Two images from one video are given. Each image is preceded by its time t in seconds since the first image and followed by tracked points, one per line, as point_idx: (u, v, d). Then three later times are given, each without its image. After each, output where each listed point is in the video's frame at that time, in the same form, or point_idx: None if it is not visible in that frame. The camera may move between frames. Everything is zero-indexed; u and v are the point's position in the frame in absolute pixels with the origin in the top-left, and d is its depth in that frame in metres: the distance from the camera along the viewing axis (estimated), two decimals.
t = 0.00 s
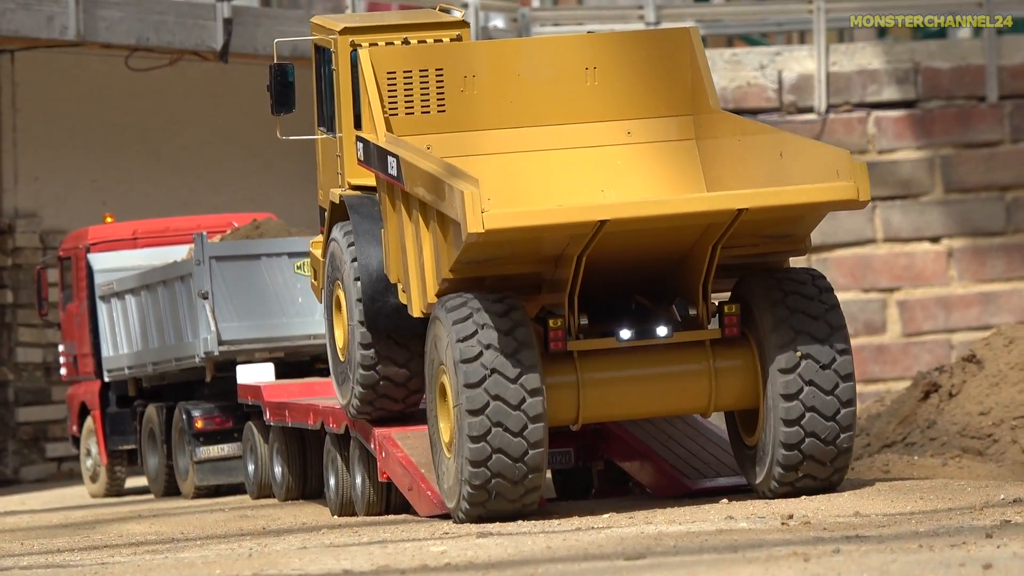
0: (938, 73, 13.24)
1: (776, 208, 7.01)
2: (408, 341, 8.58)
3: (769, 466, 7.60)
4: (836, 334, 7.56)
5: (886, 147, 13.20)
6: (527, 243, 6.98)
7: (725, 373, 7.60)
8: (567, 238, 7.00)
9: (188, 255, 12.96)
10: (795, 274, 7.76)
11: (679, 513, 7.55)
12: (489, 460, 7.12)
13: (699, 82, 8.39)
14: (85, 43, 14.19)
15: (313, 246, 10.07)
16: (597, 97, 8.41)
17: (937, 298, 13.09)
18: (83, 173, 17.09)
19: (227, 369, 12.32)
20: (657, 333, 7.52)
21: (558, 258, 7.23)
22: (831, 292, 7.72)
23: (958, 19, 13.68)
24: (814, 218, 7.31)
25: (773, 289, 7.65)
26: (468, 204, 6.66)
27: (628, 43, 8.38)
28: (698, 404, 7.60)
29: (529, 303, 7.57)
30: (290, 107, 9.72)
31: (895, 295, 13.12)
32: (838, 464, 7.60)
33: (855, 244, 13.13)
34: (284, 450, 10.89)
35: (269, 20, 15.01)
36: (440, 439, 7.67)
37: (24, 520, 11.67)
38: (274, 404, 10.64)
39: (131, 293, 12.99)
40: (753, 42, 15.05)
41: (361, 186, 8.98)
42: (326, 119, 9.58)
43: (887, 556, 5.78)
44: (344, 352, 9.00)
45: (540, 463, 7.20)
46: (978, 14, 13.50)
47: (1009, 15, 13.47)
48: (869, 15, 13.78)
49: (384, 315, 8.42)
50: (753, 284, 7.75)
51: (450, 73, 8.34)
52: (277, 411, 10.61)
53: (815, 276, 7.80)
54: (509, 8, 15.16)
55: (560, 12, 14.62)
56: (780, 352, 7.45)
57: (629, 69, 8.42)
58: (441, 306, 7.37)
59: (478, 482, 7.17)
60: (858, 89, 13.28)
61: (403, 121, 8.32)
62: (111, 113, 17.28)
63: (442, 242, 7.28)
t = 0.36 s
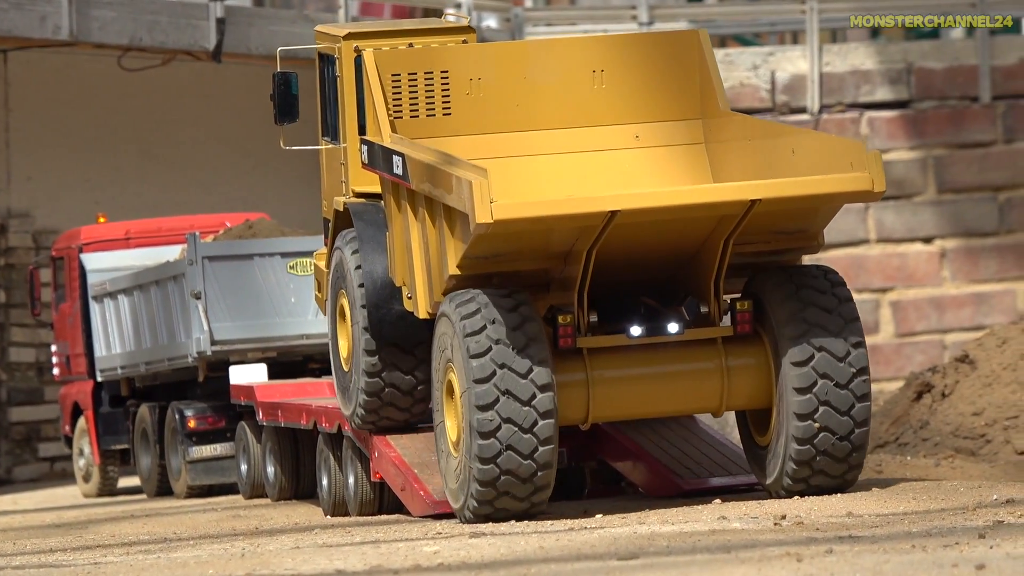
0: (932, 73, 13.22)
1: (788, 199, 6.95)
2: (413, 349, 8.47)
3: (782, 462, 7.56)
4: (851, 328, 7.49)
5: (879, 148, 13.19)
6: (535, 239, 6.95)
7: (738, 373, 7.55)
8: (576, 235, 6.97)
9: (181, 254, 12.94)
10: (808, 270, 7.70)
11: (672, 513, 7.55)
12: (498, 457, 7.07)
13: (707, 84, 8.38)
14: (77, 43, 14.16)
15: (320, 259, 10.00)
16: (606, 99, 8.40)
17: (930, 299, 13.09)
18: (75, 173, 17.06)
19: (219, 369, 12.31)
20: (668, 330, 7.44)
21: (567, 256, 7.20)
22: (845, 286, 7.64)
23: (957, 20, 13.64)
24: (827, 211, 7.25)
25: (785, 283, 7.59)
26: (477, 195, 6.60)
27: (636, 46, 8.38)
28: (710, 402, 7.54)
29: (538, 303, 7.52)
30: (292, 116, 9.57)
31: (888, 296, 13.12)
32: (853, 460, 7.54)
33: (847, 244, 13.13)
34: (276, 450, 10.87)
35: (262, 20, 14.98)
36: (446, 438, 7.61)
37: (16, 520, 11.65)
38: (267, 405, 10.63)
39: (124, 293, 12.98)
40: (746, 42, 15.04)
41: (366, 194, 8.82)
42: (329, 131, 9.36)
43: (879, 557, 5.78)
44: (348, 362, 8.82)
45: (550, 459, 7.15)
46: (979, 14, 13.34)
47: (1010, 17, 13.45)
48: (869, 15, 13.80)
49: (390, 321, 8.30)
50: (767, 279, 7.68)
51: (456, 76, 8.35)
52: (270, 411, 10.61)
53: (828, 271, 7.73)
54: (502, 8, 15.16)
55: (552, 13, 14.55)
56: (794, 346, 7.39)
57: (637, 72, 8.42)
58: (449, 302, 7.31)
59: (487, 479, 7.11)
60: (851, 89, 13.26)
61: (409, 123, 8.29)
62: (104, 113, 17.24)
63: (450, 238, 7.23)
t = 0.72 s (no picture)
0: (925, 76, 13.22)
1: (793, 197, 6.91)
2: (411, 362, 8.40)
3: (787, 457, 7.52)
4: (852, 318, 7.50)
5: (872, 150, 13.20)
6: (536, 237, 6.94)
7: (742, 371, 7.53)
8: (577, 232, 6.95)
9: (174, 255, 12.91)
10: (814, 276, 7.64)
11: (664, 515, 7.55)
12: (498, 446, 7.01)
13: (710, 86, 8.37)
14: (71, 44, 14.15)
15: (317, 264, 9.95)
16: (608, 100, 8.39)
17: (922, 301, 13.09)
18: (67, 173, 17.03)
19: (212, 370, 12.29)
20: (671, 330, 7.42)
21: (568, 254, 7.18)
22: (846, 281, 7.67)
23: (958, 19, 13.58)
24: (832, 210, 7.22)
25: (792, 291, 7.53)
26: (479, 191, 6.55)
27: (638, 47, 8.39)
28: (713, 403, 7.52)
29: (540, 302, 7.50)
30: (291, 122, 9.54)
31: (880, 298, 13.12)
32: (859, 454, 7.50)
33: (840, 246, 13.14)
34: (269, 452, 10.86)
35: (255, 20, 14.96)
36: (446, 438, 7.57)
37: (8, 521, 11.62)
38: (260, 406, 10.62)
39: (116, 293, 12.95)
40: (739, 44, 15.05)
41: (368, 199, 8.78)
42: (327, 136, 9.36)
43: (872, 559, 5.78)
44: (347, 367, 8.76)
45: (552, 449, 7.08)
46: (978, 14, 13.41)
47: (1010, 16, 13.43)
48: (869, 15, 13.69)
49: (388, 327, 8.25)
50: (770, 280, 7.66)
51: (457, 75, 8.38)
52: (262, 413, 10.59)
53: (834, 276, 7.67)
54: (495, 9, 15.18)
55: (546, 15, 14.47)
56: (796, 334, 7.40)
57: (640, 74, 8.41)
58: (450, 300, 7.28)
59: (488, 470, 7.05)
60: (844, 91, 13.27)
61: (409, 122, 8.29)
62: (97, 114, 17.21)
63: (449, 236, 7.20)
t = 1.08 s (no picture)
0: (913, 79, 13.22)
1: (801, 193, 6.91)
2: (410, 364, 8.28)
3: (791, 465, 7.53)
4: (861, 327, 7.48)
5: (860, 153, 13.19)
6: (540, 235, 6.90)
7: (748, 373, 7.53)
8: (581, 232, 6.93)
9: (162, 257, 12.87)
10: (818, 271, 7.65)
11: (653, 518, 7.54)
12: (502, 460, 7.00)
13: (714, 90, 8.40)
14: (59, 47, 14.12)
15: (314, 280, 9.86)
16: (610, 104, 8.39)
17: (910, 304, 13.08)
18: (55, 176, 16.98)
19: (200, 372, 12.26)
20: (676, 330, 7.37)
21: (572, 253, 7.15)
22: (855, 287, 7.62)
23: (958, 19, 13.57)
24: (840, 209, 7.23)
25: (794, 283, 7.56)
26: (481, 183, 6.54)
27: (641, 50, 8.40)
28: (718, 404, 7.50)
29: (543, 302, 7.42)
30: (285, 132, 9.45)
31: (868, 301, 13.12)
32: (864, 464, 7.51)
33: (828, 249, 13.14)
34: (257, 454, 10.83)
35: (243, 23, 14.93)
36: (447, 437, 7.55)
37: None
38: (248, 409, 10.58)
39: (105, 296, 12.91)
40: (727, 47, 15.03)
41: (360, 207, 8.70)
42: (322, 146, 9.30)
43: (860, 562, 5.78)
44: (344, 379, 8.64)
45: (555, 464, 7.08)
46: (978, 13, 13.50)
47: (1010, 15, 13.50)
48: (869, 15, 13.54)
49: (387, 337, 8.09)
50: (776, 279, 7.64)
51: (457, 78, 8.31)
52: (251, 415, 10.57)
53: (837, 270, 7.71)
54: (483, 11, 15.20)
55: (535, 16, 14.38)
56: (805, 345, 7.39)
57: (641, 76, 8.40)
58: (451, 299, 7.23)
59: (490, 482, 7.04)
60: (833, 94, 13.25)
61: (409, 125, 8.23)
62: (85, 116, 17.15)
63: (452, 234, 7.17)
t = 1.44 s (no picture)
0: (899, 82, 13.22)
1: (812, 185, 6.80)
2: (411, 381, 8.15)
3: (801, 470, 7.36)
4: (874, 327, 7.32)
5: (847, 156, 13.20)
6: (546, 229, 6.81)
7: (756, 374, 7.36)
8: (588, 228, 6.85)
9: (149, 260, 12.84)
10: (830, 271, 7.51)
11: (640, 521, 7.53)
12: (506, 461, 6.85)
13: (722, 99, 8.33)
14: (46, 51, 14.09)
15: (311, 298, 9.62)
16: (616, 113, 8.28)
17: (897, 306, 13.08)
18: (41, 179, 16.94)
19: (187, 375, 12.23)
20: (684, 328, 7.25)
21: (579, 250, 7.06)
22: (866, 287, 7.46)
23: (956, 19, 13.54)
24: (852, 204, 7.11)
25: (805, 281, 7.42)
26: (488, 174, 6.40)
27: (647, 58, 8.29)
28: (727, 406, 7.34)
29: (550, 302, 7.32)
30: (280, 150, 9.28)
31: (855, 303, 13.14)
32: (875, 468, 7.33)
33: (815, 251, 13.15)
34: (244, 456, 10.80)
35: (230, 26, 14.90)
36: (451, 438, 7.41)
37: None
38: (235, 412, 10.56)
39: (92, 299, 12.87)
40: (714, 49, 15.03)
41: (359, 220, 8.64)
42: (321, 162, 9.22)
43: (847, 565, 5.77)
44: (343, 396, 8.46)
45: (561, 466, 6.91)
46: (978, 14, 13.56)
47: (1010, 15, 13.59)
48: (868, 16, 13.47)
49: (386, 350, 7.96)
50: (786, 278, 7.51)
51: (460, 85, 8.27)
52: (238, 419, 10.54)
53: (850, 270, 7.56)
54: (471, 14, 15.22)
55: (521, 19, 14.42)
56: (813, 346, 7.23)
57: (647, 85, 8.30)
58: (457, 295, 7.11)
59: (494, 484, 6.89)
60: (819, 97, 13.26)
61: (411, 130, 8.20)
62: (71, 119, 17.12)
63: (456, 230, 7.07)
